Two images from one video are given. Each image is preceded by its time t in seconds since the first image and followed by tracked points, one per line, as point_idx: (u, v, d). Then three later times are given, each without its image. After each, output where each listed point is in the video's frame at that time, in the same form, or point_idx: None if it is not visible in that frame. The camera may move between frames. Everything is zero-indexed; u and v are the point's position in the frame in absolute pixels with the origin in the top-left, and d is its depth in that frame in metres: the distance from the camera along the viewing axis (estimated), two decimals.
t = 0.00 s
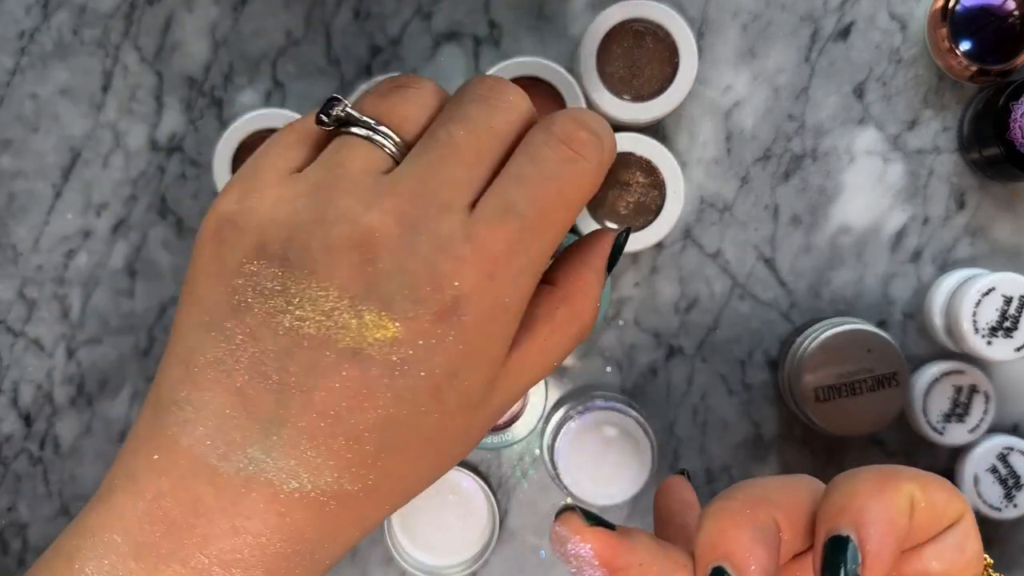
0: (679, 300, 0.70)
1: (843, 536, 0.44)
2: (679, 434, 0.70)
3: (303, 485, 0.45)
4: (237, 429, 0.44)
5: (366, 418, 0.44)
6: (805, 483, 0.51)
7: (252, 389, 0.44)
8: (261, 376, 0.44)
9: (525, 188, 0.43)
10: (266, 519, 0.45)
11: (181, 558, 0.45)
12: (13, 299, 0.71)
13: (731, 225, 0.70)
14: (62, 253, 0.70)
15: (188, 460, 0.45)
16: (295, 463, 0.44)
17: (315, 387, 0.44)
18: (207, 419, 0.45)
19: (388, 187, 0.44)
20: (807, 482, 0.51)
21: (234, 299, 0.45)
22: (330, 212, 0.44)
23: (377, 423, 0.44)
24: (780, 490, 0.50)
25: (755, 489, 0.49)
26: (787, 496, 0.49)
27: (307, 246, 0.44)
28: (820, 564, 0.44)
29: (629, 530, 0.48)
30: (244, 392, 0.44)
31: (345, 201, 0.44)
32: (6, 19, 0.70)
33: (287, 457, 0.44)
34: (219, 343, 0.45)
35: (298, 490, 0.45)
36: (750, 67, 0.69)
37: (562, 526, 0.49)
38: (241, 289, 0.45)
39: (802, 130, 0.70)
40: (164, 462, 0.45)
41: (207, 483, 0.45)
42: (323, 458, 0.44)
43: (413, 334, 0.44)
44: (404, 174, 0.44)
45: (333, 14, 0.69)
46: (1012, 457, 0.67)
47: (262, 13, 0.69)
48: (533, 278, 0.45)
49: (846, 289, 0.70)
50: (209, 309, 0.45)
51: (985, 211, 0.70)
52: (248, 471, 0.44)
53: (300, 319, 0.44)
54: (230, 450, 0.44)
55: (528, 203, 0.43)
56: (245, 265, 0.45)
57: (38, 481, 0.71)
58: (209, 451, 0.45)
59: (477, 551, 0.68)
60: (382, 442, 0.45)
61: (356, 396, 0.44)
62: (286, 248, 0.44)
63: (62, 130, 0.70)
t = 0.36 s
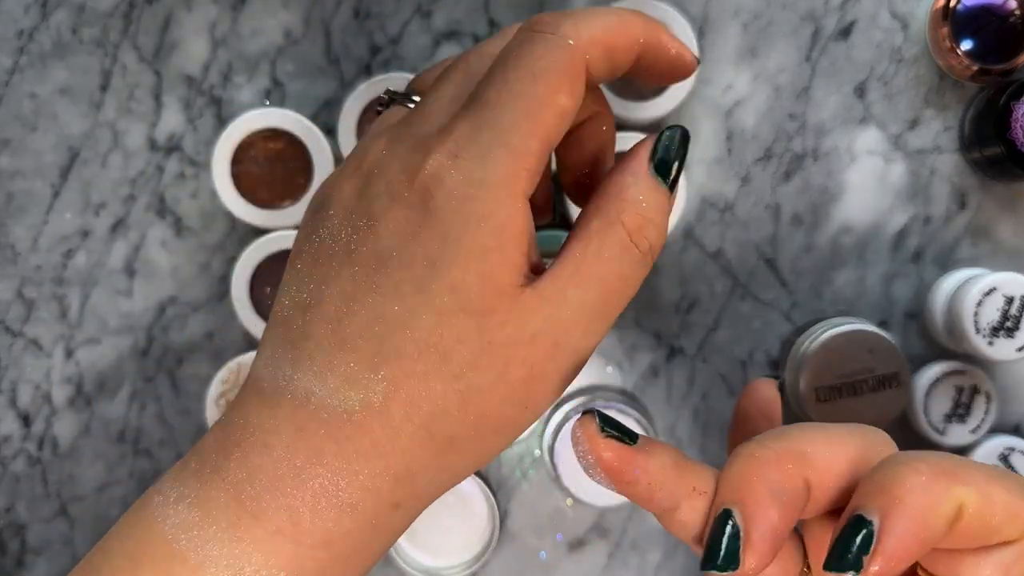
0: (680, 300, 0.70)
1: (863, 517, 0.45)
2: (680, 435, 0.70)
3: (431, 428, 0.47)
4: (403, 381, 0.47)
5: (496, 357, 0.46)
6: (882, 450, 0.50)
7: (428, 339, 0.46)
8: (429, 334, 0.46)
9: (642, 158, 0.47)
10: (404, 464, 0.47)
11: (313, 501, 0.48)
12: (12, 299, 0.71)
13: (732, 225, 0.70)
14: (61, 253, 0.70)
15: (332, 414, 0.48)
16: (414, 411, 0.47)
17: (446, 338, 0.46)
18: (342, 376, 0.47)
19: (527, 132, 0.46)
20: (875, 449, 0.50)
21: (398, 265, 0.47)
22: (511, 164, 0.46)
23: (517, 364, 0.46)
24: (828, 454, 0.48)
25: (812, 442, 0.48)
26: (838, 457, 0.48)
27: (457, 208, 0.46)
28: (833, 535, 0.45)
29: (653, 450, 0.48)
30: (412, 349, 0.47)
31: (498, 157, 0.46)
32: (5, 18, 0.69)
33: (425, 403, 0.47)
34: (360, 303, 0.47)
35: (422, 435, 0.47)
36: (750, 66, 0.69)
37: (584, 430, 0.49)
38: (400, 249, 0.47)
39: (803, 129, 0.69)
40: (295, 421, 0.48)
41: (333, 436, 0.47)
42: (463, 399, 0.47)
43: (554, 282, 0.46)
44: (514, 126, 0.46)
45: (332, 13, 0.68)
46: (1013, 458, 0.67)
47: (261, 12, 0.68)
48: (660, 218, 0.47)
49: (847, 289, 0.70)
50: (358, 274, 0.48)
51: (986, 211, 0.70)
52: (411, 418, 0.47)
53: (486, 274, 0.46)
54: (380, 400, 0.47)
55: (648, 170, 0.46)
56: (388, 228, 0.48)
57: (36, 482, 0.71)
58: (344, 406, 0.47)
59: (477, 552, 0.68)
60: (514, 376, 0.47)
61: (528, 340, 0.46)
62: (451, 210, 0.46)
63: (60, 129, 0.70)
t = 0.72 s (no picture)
0: (680, 300, 0.70)
1: None
2: (680, 435, 0.70)
3: (407, 463, 0.48)
4: (372, 419, 0.47)
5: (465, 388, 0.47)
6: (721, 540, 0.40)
7: (396, 375, 0.47)
8: (396, 370, 0.47)
9: (612, 197, 0.49)
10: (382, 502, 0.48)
11: (296, 546, 0.48)
12: (12, 299, 0.71)
13: (732, 225, 0.69)
14: (61, 253, 0.70)
15: (303, 456, 0.48)
16: (388, 447, 0.47)
17: (413, 373, 0.47)
18: (311, 416, 0.48)
19: (478, 164, 0.47)
20: (718, 541, 0.40)
21: (362, 303, 0.48)
22: (464, 198, 0.47)
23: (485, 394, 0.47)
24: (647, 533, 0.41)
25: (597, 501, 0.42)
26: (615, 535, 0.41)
27: (415, 244, 0.47)
28: None
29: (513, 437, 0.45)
30: (379, 386, 0.47)
31: (449, 192, 0.47)
32: (5, 18, 0.69)
33: (397, 440, 0.47)
34: (325, 343, 0.48)
35: (399, 472, 0.48)
36: (751, 66, 0.69)
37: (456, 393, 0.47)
38: (364, 287, 0.48)
39: (803, 129, 0.69)
40: (268, 464, 0.48)
41: (308, 478, 0.48)
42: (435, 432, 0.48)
43: (522, 312, 0.47)
44: (462, 159, 0.47)
45: (332, 13, 0.68)
46: (1012, 458, 0.67)
47: (261, 12, 0.68)
48: (626, 250, 0.49)
49: (848, 289, 0.70)
50: (321, 315, 0.48)
51: (986, 211, 0.70)
52: (385, 454, 0.48)
53: (448, 306, 0.47)
54: (353, 439, 0.47)
55: (616, 207, 0.48)
56: (348, 267, 0.48)
57: (36, 482, 0.71)
58: (315, 448, 0.48)
59: (476, 552, 0.67)
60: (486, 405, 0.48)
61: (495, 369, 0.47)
62: (411, 246, 0.47)
63: (60, 129, 0.70)
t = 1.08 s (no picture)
0: (680, 300, 0.70)
1: None
2: (680, 435, 0.70)
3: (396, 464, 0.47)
4: (361, 419, 0.47)
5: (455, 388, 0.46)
6: None
7: (385, 373, 0.47)
8: (385, 369, 0.47)
9: (609, 197, 0.48)
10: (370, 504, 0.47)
11: (283, 549, 0.47)
12: (12, 299, 0.71)
13: (732, 225, 0.69)
14: (61, 253, 0.70)
15: (293, 457, 0.47)
16: (378, 447, 0.47)
17: (402, 371, 0.47)
18: (301, 416, 0.48)
19: (470, 163, 0.47)
20: None
21: (353, 302, 0.48)
22: (454, 197, 0.47)
23: (475, 394, 0.46)
24: None
25: None
26: None
27: (405, 243, 0.47)
28: None
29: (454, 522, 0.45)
30: (368, 384, 0.47)
31: (438, 193, 0.47)
32: (5, 18, 0.69)
33: (386, 439, 0.47)
34: (318, 343, 0.48)
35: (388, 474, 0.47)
36: (751, 66, 0.69)
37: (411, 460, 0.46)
38: (356, 286, 0.48)
39: (803, 129, 0.69)
40: (260, 465, 0.48)
41: (296, 479, 0.47)
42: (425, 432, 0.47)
43: (512, 310, 0.46)
44: (451, 159, 0.47)
45: (332, 13, 0.68)
46: (1012, 458, 0.67)
47: (261, 12, 0.68)
48: (622, 250, 0.48)
49: (848, 289, 0.70)
50: (316, 315, 0.49)
51: (986, 211, 0.70)
52: (374, 455, 0.47)
53: (440, 303, 0.46)
54: (341, 438, 0.47)
55: (612, 206, 0.48)
56: (343, 268, 0.49)
57: (36, 482, 0.71)
58: (304, 447, 0.47)
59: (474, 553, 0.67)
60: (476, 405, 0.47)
61: (485, 368, 0.46)
62: (400, 244, 0.47)
63: (60, 129, 0.70)
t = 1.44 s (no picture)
0: (680, 300, 0.70)
1: None
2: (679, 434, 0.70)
3: (395, 482, 0.47)
4: (361, 436, 0.47)
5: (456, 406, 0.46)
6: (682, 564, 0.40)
7: (385, 390, 0.47)
8: (385, 386, 0.47)
9: (619, 221, 0.46)
10: (369, 521, 0.47)
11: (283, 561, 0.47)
12: (12, 299, 0.71)
13: (732, 225, 0.70)
14: (61, 253, 0.70)
15: (295, 471, 0.48)
16: (378, 463, 0.47)
17: (402, 388, 0.46)
18: (303, 431, 0.48)
19: (474, 184, 0.47)
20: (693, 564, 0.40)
21: (355, 319, 0.48)
22: (457, 216, 0.47)
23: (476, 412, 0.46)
24: (640, 556, 0.40)
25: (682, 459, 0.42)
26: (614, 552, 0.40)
27: (407, 260, 0.47)
28: None
29: (513, 439, 0.43)
30: (366, 400, 0.47)
31: (440, 212, 0.47)
32: (5, 18, 0.69)
33: (386, 455, 0.46)
34: (321, 360, 0.48)
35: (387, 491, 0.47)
36: (751, 66, 0.69)
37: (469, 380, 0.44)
38: (358, 303, 0.48)
39: (803, 129, 0.70)
40: (264, 478, 0.49)
41: (296, 492, 0.47)
42: (425, 451, 0.46)
43: (513, 330, 0.45)
44: (455, 179, 0.47)
45: (332, 13, 0.68)
46: (1012, 458, 0.67)
47: (261, 12, 0.68)
48: (630, 274, 0.46)
49: (847, 289, 0.70)
50: (322, 330, 0.49)
51: (986, 211, 0.70)
52: (374, 471, 0.47)
53: (440, 320, 0.46)
54: (340, 453, 0.47)
55: (622, 229, 0.46)
56: (347, 284, 0.49)
57: (36, 482, 0.71)
58: (305, 461, 0.48)
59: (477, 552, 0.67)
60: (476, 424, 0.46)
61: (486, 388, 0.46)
62: (401, 261, 0.47)
63: (60, 129, 0.70)
